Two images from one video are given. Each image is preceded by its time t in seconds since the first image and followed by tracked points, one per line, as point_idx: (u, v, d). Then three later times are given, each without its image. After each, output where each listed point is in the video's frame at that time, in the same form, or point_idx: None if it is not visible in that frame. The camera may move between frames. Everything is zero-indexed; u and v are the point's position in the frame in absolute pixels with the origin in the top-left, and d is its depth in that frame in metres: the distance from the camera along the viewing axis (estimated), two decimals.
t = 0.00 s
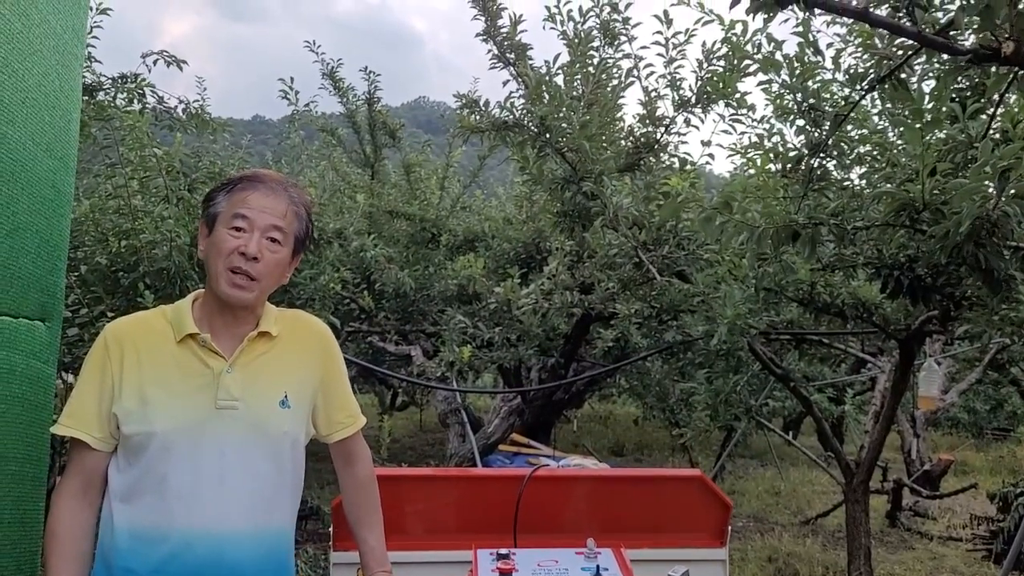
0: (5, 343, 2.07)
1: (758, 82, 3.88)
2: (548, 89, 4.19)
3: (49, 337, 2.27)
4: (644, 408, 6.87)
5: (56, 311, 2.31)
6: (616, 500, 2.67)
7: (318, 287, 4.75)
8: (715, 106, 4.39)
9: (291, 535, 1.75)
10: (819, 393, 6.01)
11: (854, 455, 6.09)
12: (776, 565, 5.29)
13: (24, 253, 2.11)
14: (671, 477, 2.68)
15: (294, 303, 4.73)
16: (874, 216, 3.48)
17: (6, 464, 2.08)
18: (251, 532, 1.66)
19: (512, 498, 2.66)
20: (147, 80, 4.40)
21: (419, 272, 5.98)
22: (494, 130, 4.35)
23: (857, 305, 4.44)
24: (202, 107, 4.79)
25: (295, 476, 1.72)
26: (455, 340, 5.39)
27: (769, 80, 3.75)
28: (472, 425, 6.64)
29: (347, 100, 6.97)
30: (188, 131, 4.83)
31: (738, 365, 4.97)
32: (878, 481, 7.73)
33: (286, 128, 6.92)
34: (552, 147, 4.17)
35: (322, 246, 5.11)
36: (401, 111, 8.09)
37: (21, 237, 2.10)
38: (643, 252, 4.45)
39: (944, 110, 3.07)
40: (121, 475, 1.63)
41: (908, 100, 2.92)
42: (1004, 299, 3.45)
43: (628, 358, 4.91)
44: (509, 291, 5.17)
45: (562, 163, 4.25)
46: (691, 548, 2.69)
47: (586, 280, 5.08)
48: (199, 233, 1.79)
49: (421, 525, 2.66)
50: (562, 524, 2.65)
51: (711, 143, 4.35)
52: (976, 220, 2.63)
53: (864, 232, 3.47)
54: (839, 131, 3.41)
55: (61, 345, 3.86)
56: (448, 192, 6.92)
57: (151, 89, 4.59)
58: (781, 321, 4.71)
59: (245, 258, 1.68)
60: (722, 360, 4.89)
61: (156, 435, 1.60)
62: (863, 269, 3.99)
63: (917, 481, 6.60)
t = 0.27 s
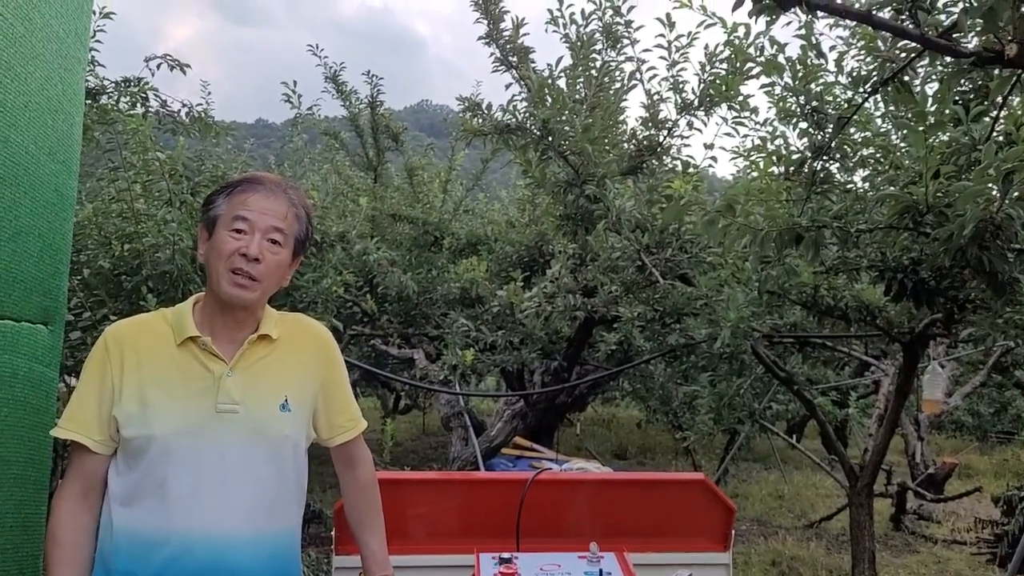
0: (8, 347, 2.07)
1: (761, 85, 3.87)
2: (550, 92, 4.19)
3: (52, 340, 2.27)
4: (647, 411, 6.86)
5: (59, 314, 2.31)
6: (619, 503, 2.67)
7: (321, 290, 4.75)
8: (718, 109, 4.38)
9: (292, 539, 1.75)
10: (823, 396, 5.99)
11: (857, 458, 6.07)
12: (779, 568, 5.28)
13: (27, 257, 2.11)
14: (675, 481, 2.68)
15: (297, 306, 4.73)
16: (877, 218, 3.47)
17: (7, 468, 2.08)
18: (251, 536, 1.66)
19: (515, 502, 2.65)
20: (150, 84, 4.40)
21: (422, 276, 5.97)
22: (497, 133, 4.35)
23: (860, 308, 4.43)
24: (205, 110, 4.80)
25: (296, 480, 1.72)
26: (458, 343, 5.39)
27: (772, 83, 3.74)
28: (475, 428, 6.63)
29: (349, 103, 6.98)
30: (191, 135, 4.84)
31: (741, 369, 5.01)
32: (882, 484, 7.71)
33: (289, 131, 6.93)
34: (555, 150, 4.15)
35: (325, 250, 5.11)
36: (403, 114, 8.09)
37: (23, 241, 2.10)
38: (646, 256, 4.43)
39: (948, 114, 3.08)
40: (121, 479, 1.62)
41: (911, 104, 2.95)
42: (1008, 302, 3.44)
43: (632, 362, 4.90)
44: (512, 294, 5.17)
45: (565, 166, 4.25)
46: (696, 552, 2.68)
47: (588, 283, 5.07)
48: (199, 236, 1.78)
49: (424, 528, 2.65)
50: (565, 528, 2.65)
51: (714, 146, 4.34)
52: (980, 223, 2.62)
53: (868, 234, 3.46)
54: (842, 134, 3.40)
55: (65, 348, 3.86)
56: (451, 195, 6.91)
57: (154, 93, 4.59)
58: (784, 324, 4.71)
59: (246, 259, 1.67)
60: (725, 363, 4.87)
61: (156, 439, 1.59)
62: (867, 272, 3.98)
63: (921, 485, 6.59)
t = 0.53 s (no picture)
0: (6, 349, 2.08)
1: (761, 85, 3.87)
2: (551, 92, 4.20)
3: (50, 343, 2.28)
4: (649, 412, 6.86)
5: (57, 317, 2.32)
6: (619, 504, 2.67)
7: (322, 292, 4.77)
8: (718, 109, 4.39)
9: (287, 540, 1.76)
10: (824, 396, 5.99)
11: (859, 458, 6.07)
12: (781, 569, 5.27)
13: (25, 260, 2.12)
14: (674, 481, 2.68)
15: (298, 308, 4.74)
16: (878, 218, 3.46)
17: (5, 471, 2.08)
18: (248, 538, 1.67)
19: (515, 503, 2.66)
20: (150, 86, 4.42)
21: (423, 277, 5.98)
22: (497, 134, 4.36)
23: (861, 308, 4.44)
24: (206, 112, 4.81)
25: (292, 482, 1.73)
26: (459, 344, 5.40)
27: (773, 83, 3.75)
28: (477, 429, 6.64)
29: (350, 105, 6.99)
30: (192, 137, 4.86)
31: (743, 370, 5.02)
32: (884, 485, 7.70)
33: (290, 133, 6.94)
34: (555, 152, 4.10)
35: (327, 252, 5.12)
36: (405, 116, 8.10)
37: (21, 244, 2.10)
38: (647, 257, 4.40)
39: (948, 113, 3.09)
40: (117, 480, 1.63)
41: (911, 103, 2.95)
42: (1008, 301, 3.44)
43: (633, 362, 4.90)
44: (513, 296, 5.17)
45: (566, 167, 4.25)
46: (696, 552, 2.68)
47: (590, 285, 5.08)
48: (196, 237, 1.78)
49: (423, 529, 2.65)
50: (565, 529, 2.65)
51: (714, 147, 4.34)
52: (979, 223, 2.63)
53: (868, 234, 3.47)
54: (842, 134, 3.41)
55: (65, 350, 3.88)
56: (453, 197, 6.91)
57: (155, 95, 4.61)
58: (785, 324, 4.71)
59: (244, 261, 1.68)
60: (726, 364, 4.88)
61: (151, 441, 1.60)
62: (868, 272, 3.98)
63: (923, 485, 6.58)
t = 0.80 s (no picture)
0: (7, 350, 2.09)
1: (763, 84, 3.87)
2: (551, 92, 4.20)
3: (51, 345, 2.29)
4: (653, 412, 6.85)
5: (58, 319, 2.33)
6: (620, 503, 2.67)
7: (325, 293, 4.79)
8: (720, 108, 4.38)
9: (284, 540, 1.78)
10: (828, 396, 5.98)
11: (863, 457, 6.05)
12: (784, 568, 5.26)
13: (25, 261, 2.14)
14: (674, 480, 2.68)
15: (300, 309, 4.75)
16: (879, 217, 3.46)
17: (6, 472, 2.09)
18: (245, 538, 1.68)
19: (516, 502, 2.66)
20: (152, 88, 4.43)
21: (426, 278, 5.98)
22: (498, 134, 4.37)
23: (864, 307, 4.43)
24: (207, 114, 4.82)
25: (289, 483, 1.75)
26: (462, 345, 5.41)
27: (774, 82, 3.74)
28: (480, 430, 6.64)
29: (353, 106, 7.00)
30: (194, 139, 4.87)
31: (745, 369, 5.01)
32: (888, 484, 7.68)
33: (292, 134, 6.95)
34: (556, 151, 4.16)
35: (329, 253, 5.13)
36: (408, 117, 8.11)
37: (21, 246, 2.11)
38: (649, 256, 4.41)
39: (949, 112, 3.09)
40: (114, 481, 1.63)
41: (911, 102, 2.92)
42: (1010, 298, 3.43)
43: (636, 363, 4.91)
44: (515, 296, 5.17)
45: (567, 167, 4.25)
46: (698, 551, 2.67)
47: (592, 285, 5.07)
48: (204, 246, 1.70)
49: (424, 530, 2.65)
50: (566, 529, 2.65)
51: (716, 146, 4.34)
52: (980, 220, 2.63)
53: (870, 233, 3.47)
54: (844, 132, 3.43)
55: (67, 352, 3.90)
56: (455, 198, 6.90)
57: (156, 97, 4.62)
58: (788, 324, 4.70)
59: (262, 303, 1.66)
60: (728, 362, 4.87)
61: (149, 442, 1.61)
62: (870, 271, 3.98)
63: (927, 484, 6.57)
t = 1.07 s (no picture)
0: (9, 352, 2.09)
1: (765, 80, 3.85)
2: (552, 91, 4.19)
3: (52, 346, 2.29)
4: (657, 411, 6.84)
5: (59, 320, 2.33)
6: (622, 502, 2.65)
7: (327, 294, 4.80)
8: (721, 105, 4.37)
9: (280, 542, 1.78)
10: (832, 393, 5.96)
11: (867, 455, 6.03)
12: (789, 566, 5.24)
13: (27, 263, 2.13)
14: (677, 478, 2.66)
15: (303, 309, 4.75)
16: (882, 213, 3.44)
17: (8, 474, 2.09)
18: (244, 540, 1.68)
19: (518, 501, 2.64)
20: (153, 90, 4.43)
21: (428, 278, 5.97)
22: (499, 133, 4.36)
23: (868, 304, 4.42)
24: (208, 116, 4.82)
25: (287, 487, 1.75)
26: (465, 345, 5.40)
27: (776, 78, 3.73)
28: (483, 430, 6.63)
29: (354, 107, 7.00)
30: (195, 140, 4.86)
31: (749, 366, 4.99)
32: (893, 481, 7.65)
33: (294, 135, 6.95)
34: (557, 149, 4.15)
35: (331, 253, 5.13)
36: (409, 118, 8.10)
37: (22, 247, 2.11)
38: (651, 254, 4.41)
39: (953, 106, 3.04)
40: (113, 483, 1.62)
41: (915, 95, 2.93)
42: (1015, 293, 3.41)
43: (639, 361, 4.89)
44: (518, 296, 5.16)
45: (569, 165, 4.24)
46: (701, 549, 2.66)
47: (595, 283, 5.06)
48: (218, 259, 1.63)
49: (426, 529, 2.64)
50: (568, 528, 2.64)
51: (718, 143, 4.32)
52: (984, 214, 2.62)
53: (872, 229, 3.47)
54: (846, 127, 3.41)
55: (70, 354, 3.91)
56: (457, 198, 6.89)
57: (157, 98, 4.62)
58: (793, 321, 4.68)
59: (276, 322, 1.64)
60: (732, 360, 4.86)
61: (152, 445, 1.59)
62: (873, 268, 3.96)
63: (932, 481, 6.54)
